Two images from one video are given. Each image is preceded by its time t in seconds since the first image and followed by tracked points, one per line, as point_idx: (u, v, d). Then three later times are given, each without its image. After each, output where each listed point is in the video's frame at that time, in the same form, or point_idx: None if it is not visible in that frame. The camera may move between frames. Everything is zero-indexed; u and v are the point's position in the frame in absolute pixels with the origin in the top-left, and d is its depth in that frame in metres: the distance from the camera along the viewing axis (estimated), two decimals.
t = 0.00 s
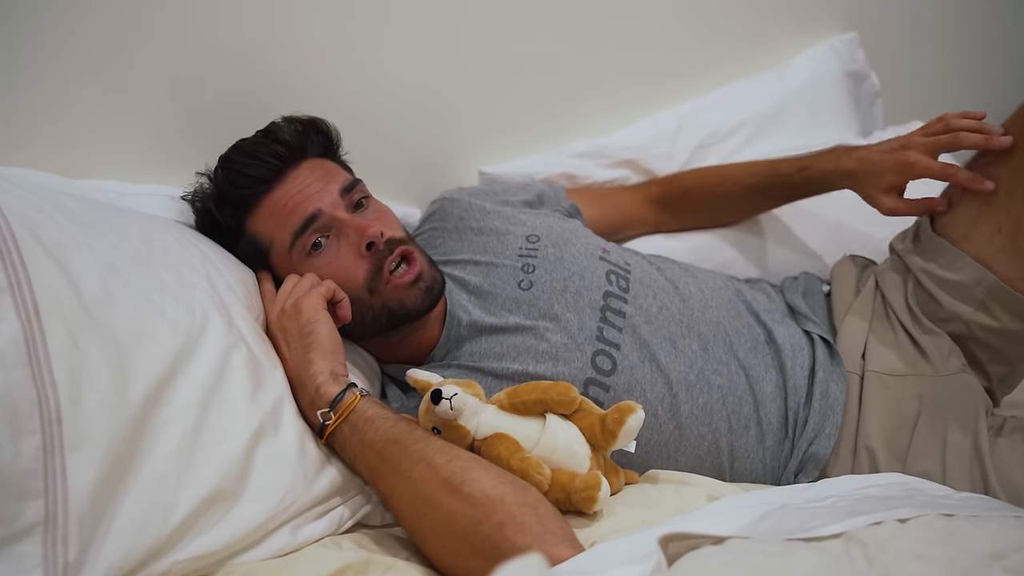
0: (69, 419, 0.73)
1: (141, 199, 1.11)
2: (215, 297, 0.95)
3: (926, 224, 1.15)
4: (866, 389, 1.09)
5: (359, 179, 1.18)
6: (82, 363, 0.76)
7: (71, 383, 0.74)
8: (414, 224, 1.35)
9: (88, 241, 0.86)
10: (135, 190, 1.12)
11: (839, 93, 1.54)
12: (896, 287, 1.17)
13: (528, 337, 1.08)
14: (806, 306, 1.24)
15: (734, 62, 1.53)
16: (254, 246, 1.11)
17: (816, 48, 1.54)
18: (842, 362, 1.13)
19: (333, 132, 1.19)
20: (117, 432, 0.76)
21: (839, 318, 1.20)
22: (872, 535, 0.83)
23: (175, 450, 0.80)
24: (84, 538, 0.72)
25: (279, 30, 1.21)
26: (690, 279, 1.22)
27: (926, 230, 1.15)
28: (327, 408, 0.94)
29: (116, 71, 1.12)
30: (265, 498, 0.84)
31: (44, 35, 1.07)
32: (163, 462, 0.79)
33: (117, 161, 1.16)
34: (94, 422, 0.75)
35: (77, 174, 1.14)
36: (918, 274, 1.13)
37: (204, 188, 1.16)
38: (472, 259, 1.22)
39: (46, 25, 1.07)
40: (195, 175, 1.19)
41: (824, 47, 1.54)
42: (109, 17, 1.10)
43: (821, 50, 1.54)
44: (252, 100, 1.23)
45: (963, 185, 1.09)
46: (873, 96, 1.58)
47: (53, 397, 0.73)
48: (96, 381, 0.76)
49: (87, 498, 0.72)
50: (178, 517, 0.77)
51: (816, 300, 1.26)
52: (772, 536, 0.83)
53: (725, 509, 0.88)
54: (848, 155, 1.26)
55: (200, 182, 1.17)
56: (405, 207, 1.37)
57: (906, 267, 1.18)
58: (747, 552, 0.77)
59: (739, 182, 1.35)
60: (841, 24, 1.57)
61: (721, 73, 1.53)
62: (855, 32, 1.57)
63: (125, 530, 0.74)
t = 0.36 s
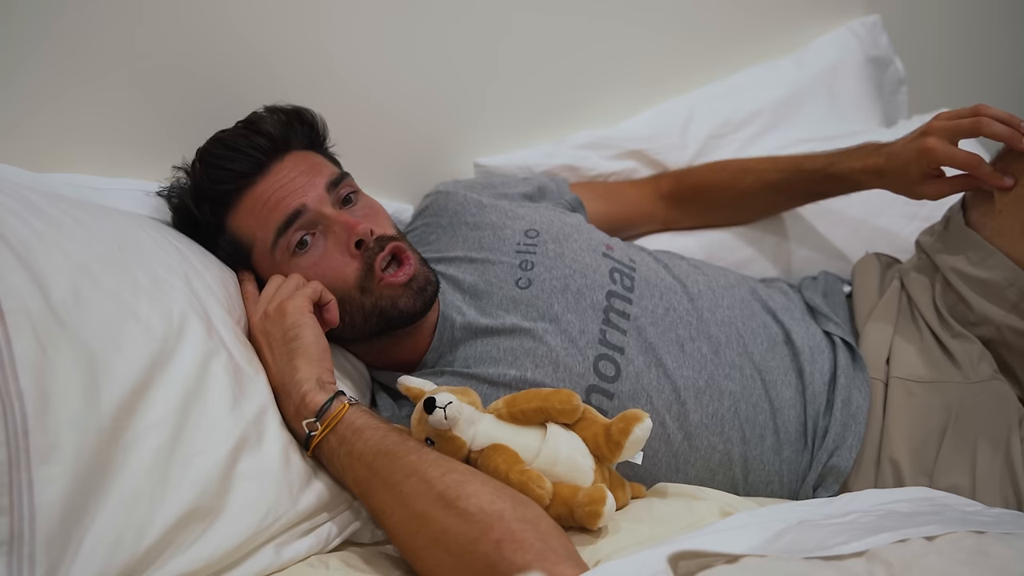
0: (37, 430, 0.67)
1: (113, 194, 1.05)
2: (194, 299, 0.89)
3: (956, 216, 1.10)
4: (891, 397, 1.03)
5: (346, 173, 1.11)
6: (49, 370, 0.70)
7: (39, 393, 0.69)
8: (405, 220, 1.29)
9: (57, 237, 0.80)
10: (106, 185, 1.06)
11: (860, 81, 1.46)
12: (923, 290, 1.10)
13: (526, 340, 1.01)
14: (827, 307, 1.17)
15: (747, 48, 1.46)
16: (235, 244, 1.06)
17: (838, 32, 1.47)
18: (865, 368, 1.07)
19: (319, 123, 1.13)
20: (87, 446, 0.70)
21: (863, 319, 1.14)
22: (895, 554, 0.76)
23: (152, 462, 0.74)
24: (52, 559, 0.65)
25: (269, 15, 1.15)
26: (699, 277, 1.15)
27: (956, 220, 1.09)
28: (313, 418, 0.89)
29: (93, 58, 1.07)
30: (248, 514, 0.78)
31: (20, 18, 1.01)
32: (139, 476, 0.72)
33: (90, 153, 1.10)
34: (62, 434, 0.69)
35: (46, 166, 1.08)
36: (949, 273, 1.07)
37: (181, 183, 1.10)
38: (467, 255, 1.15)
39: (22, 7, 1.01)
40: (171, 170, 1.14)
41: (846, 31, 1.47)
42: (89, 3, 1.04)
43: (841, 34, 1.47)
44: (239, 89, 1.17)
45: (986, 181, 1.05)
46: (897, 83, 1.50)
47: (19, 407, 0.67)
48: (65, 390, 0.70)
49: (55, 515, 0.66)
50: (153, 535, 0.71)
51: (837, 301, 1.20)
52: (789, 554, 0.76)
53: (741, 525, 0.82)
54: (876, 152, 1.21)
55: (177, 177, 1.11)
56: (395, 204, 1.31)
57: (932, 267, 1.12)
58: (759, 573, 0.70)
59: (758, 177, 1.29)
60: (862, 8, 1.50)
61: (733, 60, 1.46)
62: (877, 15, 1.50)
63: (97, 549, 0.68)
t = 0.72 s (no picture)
0: (26, 425, 0.65)
1: (103, 186, 1.03)
2: (186, 293, 0.88)
3: (963, 206, 1.09)
4: (897, 393, 1.01)
5: (342, 164, 1.10)
6: (38, 364, 0.68)
7: (27, 387, 0.67)
8: (401, 212, 1.28)
9: (45, 229, 0.78)
10: (95, 177, 1.04)
11: (866, 71, 1.44)
12: (932, 281, 1.09)
13: (524, 334, 0.99)
14: (834, 300, 1.16)
15: (750, 38, 1.44)
16: (228, 236, 1.04)
17: (843, 21, 1.45)
18: (872, 363, 1.05)
19: (314, 113, 1.12)
20: (77, 441, 0.68)
21: (869, 312, 1.12)
22: (900, 552, 0.74)
23: (143, 459, 0.72)
24: (40, 558, 0.63)
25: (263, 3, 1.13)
26: (700, 270, 1.13)
27: (964, 211, 1.07)
28: (307, 413, 0.87)
29: (82, 49, 1.05)
30: (241, 511, 0.76)
31: (9, 4, 0.99)
32: (129, 473, 0.71)
33: (77, 146, 1.08)
34: (52, 429, 0.67)
35: (32, 158, 1.06)
36: (957, 265, 1.06)
37: (173, 174, 1.09)
38: (463, 247, 1.14)
39: None
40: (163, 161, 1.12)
41: (851, 19, 1.45)
42: None
43: (846, 23, 1.44)
44: (235, 79, 1.15)
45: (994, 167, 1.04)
46: (904, 73, 1.47)
47: (7, 403, 0.64)
48: (53, 384, 0.68)
49: (44, 513, 0.64)
50: (144, 533, 0.69)
51: (843, 295, 1.18)
52: (793, 552, 0.74)
53: (745, 522, 0.81)
54: (884, 145, 1.19)
55: (169, 167, 1.09)
56: (391, 196, 1.29)
57: (942, 259, 1.10)
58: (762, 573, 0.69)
59: (763, 169, 1.28)
60: None
61: (735, 50, 1.44)
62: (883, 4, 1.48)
63: (86, 548, 0.66)
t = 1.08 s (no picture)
0: (17, 423, 0.64)
1: (96, 181, 1.02)
2: (180, 289, 0.87)
3: (967, 202, 1.08)
4: (898, 389, 1.00)
5: (338, 159, 1.09)
6: (30, 361, 0.67)
7: (19, 383, 0.66)
8: (399, 208, 1.27)
9: (37, 225, 0.77)
10: (88, 172, 1.03)
11: (867, 66, 1.43)
12: (935, 277, 1.08)
13: (521, 331, 0.98)
14: (835, 298, 1.15)
15: (750, 32, 1.43)
16: (222, 231, 1.03)
17: (842, 16, 1.44)
18: (872, 360, 1.04)
19: (310, 108, 1.11)
20: (70, 439, 0.67)
21: (870, 309, 1.11)
22: (903, 550, 0.73)
23: (136, 457, 0.71)
24: (33, 557, 0.62)
25: None
26: (700, 266, 1.13)
27: (966, 207, 1.07)
28: (302, 411, 0.86)
29: (75, 43, 1.03)
30: (236, 510, 0.76)
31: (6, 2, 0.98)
32: (122, 471, 0.70)
33: (71, 141, 1.07)
34: (44, 427, 0.66)
35: (24, 153, 1.05)
36: (960, 261, 1.05)
37: (167, 169, 1.08)
38: (460, 243, 1.13)
39: None
40: (158, 156, 1.11)
41: (852, 14, 1.44)
42: None
43: (847, 18, 1.43)
44: (230, 74, 1.14)
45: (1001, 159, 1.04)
46: (905, 69, 1.45)
47: None
48: (45, 381, 0.68)
49: (36, 512, 0.63)
50: (137, 532, 0.69)
51: (843, 292, 1.17)
52: (793, 551, 0.74)
53: (744, 520, 0.80)
54: (886, 142, 1.18)
55: (163, 163, 1.08)
56: (389, 192, 1.28)
57: (943, 255, 1.10)
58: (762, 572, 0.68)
59: (763, 166, 1.27)
60: None
61: (735, 45, 1.43)
62: None
63: (78, 547, 0.65)
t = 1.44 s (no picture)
0: (17, 428, 0.64)
1: (96, 184, 1.02)
2: (181, 292, 0.86)
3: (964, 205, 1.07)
4: (899, 393, 1.00)
5: (337, 161, 1.09)
6: (31, 365, 0.67)
7: (19, 388, 0.66)
8: (399, 211, 1.27)
9: (38, 228, 0.77)
10: (88, 175, 1.03)
11: (868, 68, 1.43)
12: (933, 282, 1.08)
13: (522, 334, 0.98)
14: (835, 301, 1.14)
15: (751, 33, 1.43)
16: (221, 235, 1.03)
17: (843, 18, 1.44)
18: (873, 363, 1.04)
19: (309, 110, 1.11)
20: (70, 443, 0.67)
21: (870, 313, 1.11)
22: (905, 555, 0.73)
23: (137, 461, 0.71)
24: (34, 561, 0.62)
25: None
26: (701, 269, 1.12)
27: (965, 213, 1.06)
28: (302, 415, 0.86)
29: (73, 45, 1.03)
30: (236, 514, 0.75)
31: (8, 5, 0.98)
32: (124, 474, 0.70)
33: (71, 143, 1.07)
34: (44, 432, 0.66)
35: (25, 155, 1.05)
36: (957, 266, 1.05)
37: (167, 172, 1.07)
38: (461, 246, 1.12)
39: None
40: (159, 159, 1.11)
41: (853, 16, 1.44)
42: None
43: (848, 19, 1.43)
44: (230, 78, 1.14)
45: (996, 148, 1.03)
46: (906, 70, 1.45)
47: None
48: (46, 384, 0.67)
49: (36, 516, 0.63)
50: (138, 536, 0.68)
51: (844, 295, 1.17)
52: (794, 555, 0.73)
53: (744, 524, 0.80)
54: (884, 137, 1.18)
55: (163, 166, 1.08)
56: (389, 195, 1.28)
57: (942, 259, 1.09)
58: None
59: (762, 167, 1.26)
60: None
61: (735, 45, 1.43)
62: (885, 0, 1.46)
63: (79, 551, 0.65)
